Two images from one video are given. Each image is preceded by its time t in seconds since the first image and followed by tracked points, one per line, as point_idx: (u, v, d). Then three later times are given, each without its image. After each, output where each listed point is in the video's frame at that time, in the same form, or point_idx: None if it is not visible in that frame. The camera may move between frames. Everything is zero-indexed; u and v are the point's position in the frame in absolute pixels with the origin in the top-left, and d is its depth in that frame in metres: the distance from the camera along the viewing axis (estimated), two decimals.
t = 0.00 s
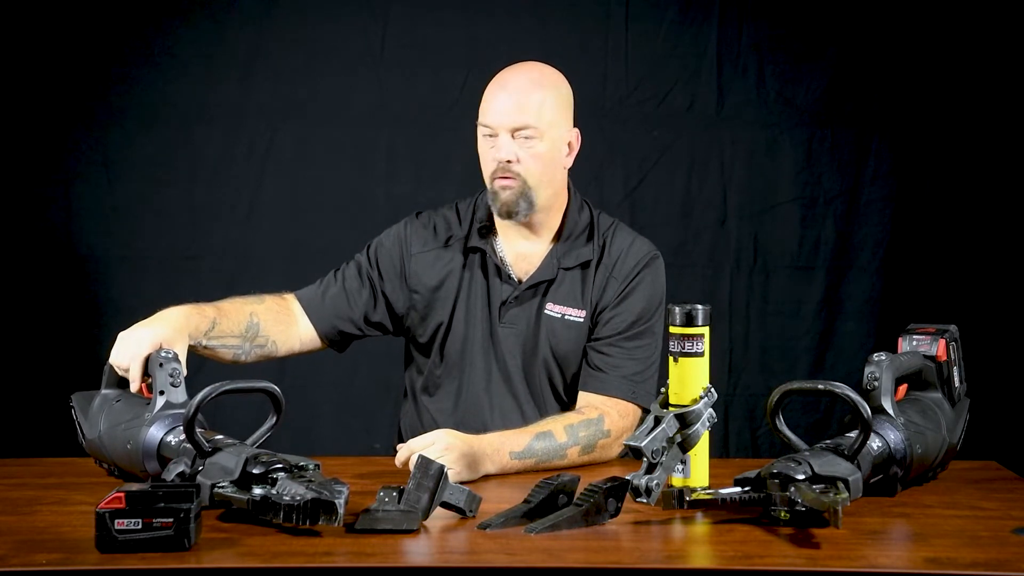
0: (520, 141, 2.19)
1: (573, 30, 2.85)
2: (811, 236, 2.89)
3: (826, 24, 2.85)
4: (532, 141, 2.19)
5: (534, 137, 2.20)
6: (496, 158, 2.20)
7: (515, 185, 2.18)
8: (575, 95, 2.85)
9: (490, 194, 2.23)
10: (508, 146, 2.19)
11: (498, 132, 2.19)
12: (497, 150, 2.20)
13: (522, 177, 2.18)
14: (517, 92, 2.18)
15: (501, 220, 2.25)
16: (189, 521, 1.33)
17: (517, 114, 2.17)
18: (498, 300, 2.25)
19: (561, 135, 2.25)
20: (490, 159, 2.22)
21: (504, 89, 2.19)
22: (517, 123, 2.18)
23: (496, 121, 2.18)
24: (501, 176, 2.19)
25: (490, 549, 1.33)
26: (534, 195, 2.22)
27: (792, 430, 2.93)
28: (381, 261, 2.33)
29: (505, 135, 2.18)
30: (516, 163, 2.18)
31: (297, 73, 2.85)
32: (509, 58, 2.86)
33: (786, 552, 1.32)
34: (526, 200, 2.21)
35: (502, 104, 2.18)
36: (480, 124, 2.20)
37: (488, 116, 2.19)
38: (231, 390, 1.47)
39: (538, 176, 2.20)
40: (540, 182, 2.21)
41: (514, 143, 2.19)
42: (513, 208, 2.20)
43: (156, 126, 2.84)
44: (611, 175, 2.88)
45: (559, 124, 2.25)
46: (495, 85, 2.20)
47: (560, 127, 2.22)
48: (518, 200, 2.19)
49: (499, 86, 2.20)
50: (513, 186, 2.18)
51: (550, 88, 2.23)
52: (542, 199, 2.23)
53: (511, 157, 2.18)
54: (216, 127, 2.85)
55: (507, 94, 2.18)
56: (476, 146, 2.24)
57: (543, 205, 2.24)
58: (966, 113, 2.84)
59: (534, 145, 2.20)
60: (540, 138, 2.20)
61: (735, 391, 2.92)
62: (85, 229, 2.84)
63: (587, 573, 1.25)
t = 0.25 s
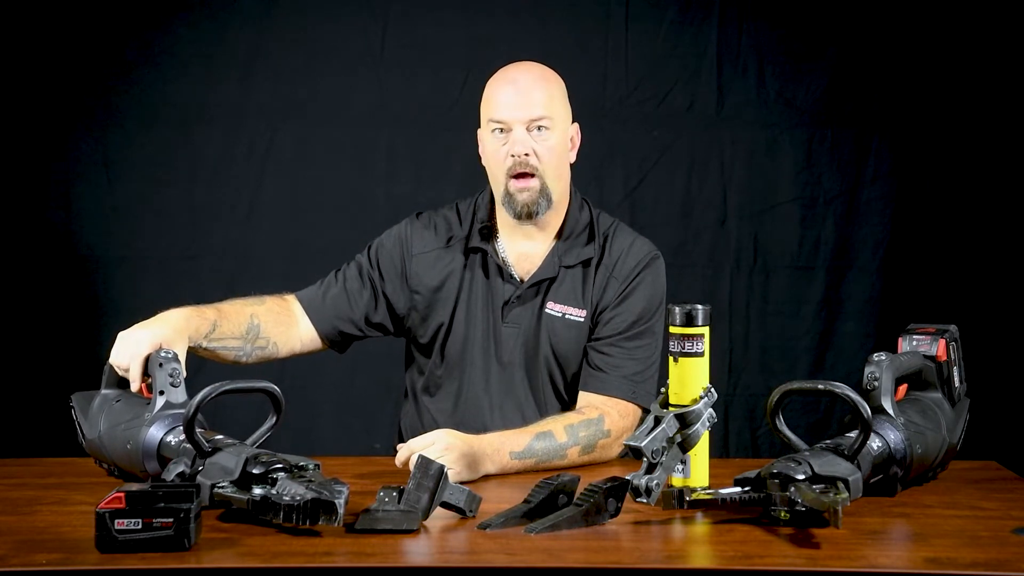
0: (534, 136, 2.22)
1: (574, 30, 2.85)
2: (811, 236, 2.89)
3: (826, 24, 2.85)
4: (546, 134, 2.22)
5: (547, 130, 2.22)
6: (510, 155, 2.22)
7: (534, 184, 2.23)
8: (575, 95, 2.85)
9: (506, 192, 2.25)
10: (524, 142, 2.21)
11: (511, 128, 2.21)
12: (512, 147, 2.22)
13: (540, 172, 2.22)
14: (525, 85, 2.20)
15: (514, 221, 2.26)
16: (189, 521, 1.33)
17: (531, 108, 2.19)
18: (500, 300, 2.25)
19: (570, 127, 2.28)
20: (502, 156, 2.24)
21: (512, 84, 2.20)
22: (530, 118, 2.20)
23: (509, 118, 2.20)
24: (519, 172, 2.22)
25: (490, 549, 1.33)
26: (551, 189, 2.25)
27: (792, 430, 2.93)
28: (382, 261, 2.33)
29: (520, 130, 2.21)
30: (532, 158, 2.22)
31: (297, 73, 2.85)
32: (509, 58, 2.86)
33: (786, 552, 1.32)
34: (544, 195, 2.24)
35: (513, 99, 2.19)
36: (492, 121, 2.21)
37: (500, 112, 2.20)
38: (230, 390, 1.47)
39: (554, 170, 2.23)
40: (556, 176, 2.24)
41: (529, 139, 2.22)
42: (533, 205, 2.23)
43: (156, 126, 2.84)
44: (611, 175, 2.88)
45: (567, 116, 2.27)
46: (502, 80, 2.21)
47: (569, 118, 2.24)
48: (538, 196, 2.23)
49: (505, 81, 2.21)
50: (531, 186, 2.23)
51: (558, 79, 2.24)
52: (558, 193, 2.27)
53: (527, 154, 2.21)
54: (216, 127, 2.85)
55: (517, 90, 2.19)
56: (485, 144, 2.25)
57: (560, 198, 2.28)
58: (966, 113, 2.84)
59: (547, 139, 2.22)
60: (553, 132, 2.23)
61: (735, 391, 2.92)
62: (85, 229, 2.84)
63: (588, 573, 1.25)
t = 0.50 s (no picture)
0: (537, 142, 2.22)
1: (573, 30, 2.85)
2: (811, 236, 2.88)
3: (826, 24, 2.85)
4: (549, 139, 2.22)
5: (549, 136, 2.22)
6: (514, 162, 2.22)
7: (538, 187, 2.22)
8: (575, 96, 2.85)
9: (509, 198, 2.24)
10: (527, 149, 2.21)
11: (513, 134, 2.21)
12: (515, 154, 2.22)
13: (545, 178, 2.22)
14: (526, 90, 2.19)
15: (518, 224, 2.26)
16: (189, 521, 1.33)
17: (533, 114, 2.19)
18: (500, 300, 2.25)
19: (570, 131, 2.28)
20: (505, 163, 2.23)
21: (513, 90, 2.20)
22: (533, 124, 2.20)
23: (512, 124, 2.20)
24: (523, 179, 2.22)
25: (490, 549, 1.33)
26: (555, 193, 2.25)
27: (792, 430, 2.93)
28: (381, 261, 2.33)
29: (523, 137, 2.21)
30: (537, 165, 2.21)
31: (296, 73, 2.85)
32: (509, 58, 2.86)
33: (786, 552, 1.32)
34: (548, 199, 2.24)
35: (515, 106, 2.19)
36: (494, 128, 2.21)
37: (501, 119, 2.20)
38: (230, 390, 1.47)
39: (558, 174, 2.23)
40: (559, 180, 2.25)
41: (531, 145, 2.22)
42: (538, 208, 2.23)
43: (156, 126, 2.84)
44: (610, 175, 2.88)
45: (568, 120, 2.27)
46: (502, 86, 2.20)
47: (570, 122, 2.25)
48: (542, 201, 2.23)
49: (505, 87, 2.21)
50: (535, 188, 2.22)
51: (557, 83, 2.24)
52: (561, 197, 2.27)
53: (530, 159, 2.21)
54: (216, 127, 2.85)
55: (518, 96, 2.19)
56: (487, 151, 2.25)
57: (563, 202, 2.28)
58: (965, 113, 2.84)
59: (549, 144, 2.22)
60: (555, 137, 2.23)
61: (735, 391, 2.92)
62: (85, 229, 2.84)
63: (587, 573, 1.25)
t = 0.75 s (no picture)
0: (539, 144, 2.23)
1: (573, 30, 2.85)
2: (812, 236, 2.88)
3: (826, 24, 2.85)
4: (550, 142, 2.23)
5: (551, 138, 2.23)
6: (516, 164, 2.23)
7: (539, 194, 2.24)
8: (575, 96, 2.85)
9: (510, 200, 2.26)
10: (529, 151, 2.22)
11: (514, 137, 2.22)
12: (517, 156, 2.23)
13: (545, 181, 2.24)
14: (529, 92, 2.20)
15: (517, 230, 2.28)
16: (189, 522, 1.33)
17: (535, 117, 2.20)
18: (500, 303, 2.25)
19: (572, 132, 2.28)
20: (507, 165, 2.25)
21: (515, 91, 2.20)
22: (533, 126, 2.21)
23: (513, 126, 2.21)
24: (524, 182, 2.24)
25: (490, 549, 1.33)
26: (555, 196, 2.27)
27: (792, 430, 2.93)
28: (380, 265, 2.33)
29: (525, 140, 2.22)
30: (537, 168, 2.23)
31: (296, 73, 2.85)
32: (509, 58, 2.86)
33: (786, 552, 1.32)
34: (548, 203, 2.26)
35: (517, 108, 2.20)
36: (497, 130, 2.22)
37: (502, 120, 2.21)
38: (229, 391, 1.47)
39: (558, 177, 2.25)
40: (560, 183, 2.26)
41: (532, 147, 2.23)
42: (537, 215, 2.25)
43: (156, 126, 2.84)
44: (610, 174, 2.88)
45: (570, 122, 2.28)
46: (505, 87, 2.20)
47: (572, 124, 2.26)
48: (542, 207, 2.25)
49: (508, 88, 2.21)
50: (535, 195, 2.24)
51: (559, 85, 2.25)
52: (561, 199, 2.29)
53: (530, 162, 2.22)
54: (216, 127, 2.85)
55: (519, 97, 2.20)
56: (489, 152, 2.26)
57: (563, 205, 2.30)
58: (965, 113, 2.84)
59: (549, 147, 2.23)
60: (556, 139, 2.23)
61: (735, 391, 2.92)
62: (85, 229, 2.84)
63: (588, 573, 1.25)
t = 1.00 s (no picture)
0: (535, 147, 2.22)
1: (573, 30, 2.85)
2: (812, 236, 2.88)
3: (826, 24, 2.85)
4: (547, 145, 2.22)
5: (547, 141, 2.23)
6: (512, 167, 2.23)
7: (535, 194, 2.24)
8: (575, 96, 2.85)
9: (506, 202, 2.26)
10: (525, 154, 2.22)
11: (510, 140, 2.22)
12: (513, 159, 2.23)
13: (541, 184, 2.24)
14: (525, 95, 2.20)
15: (514, 229, 2.28)
16: (189, 522, 1.33)
17: (531, 120, 2.19)
18: (499, 304, 2.25)
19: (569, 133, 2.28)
20: (503, 167, 2.25)
21: (512, 94, 2.20)
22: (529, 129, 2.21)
23: (508, 129, 2.20)
24: (520, 184, 2.24)
25: (490, 549, 1.33)
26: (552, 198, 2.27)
27: (792, 430, 2.93)
28: (379, 268, 2.33)
29: (521, 143, 2.21)
30: (533, 171, 2.23)
31: (296, 73, 2.85)
32: (509, 58, 2.86)
33: (786, 552, 1.32)
34: (545, 204, 2.26)
35: (513, 111, 2.20)
36: (493, 133, 2.21)
37: (497, 124, 2.21)
38: (228, 391, 1.47)
39: (555, 180, 2.25)
40: (556, 185, 2.26)
41: (528, 150, 2.23)
42: (534, 215, 2.26)
43: (156, 126, 2.84)
44: (610, 175, 2.88)
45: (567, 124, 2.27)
46: (501, 90, 2.20)
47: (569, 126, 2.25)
48: (539, 207, 2.25)
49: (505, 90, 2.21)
50: (532, 195, 2.24)
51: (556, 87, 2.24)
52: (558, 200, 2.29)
53: (527, 165, 2.22)
54: (216, 127, 2.85)
55: (516, 100, 2.19)
56: (486, 154, 2.26)
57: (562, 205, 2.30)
58: (965, 113, 2.84)
59: (546, 149, 2.23)
60: (552, 142, 2.23)
61: (735, 391, 2.92)
62: (85, 228, 2.84)
63: (588, 573, 1.25)
